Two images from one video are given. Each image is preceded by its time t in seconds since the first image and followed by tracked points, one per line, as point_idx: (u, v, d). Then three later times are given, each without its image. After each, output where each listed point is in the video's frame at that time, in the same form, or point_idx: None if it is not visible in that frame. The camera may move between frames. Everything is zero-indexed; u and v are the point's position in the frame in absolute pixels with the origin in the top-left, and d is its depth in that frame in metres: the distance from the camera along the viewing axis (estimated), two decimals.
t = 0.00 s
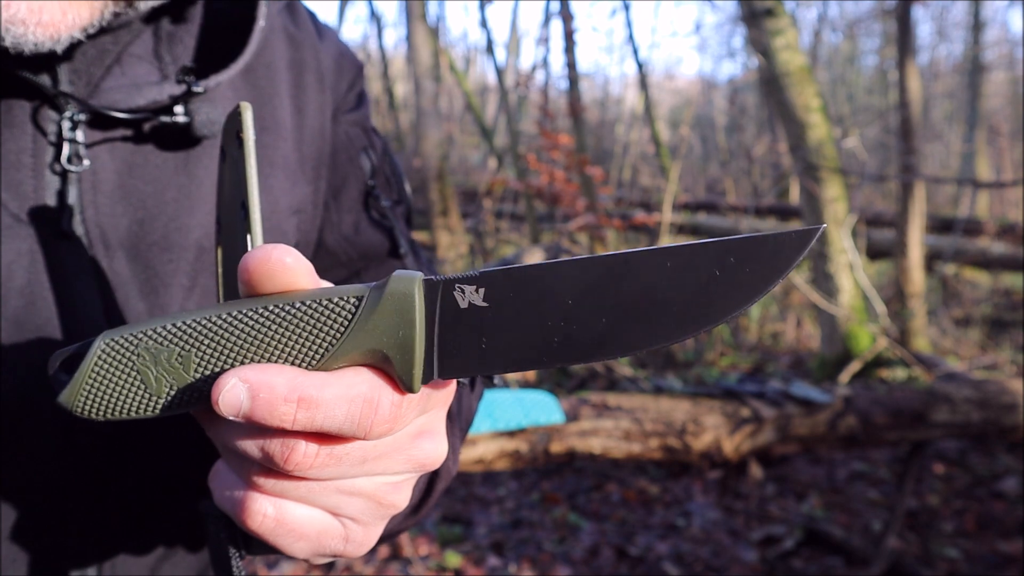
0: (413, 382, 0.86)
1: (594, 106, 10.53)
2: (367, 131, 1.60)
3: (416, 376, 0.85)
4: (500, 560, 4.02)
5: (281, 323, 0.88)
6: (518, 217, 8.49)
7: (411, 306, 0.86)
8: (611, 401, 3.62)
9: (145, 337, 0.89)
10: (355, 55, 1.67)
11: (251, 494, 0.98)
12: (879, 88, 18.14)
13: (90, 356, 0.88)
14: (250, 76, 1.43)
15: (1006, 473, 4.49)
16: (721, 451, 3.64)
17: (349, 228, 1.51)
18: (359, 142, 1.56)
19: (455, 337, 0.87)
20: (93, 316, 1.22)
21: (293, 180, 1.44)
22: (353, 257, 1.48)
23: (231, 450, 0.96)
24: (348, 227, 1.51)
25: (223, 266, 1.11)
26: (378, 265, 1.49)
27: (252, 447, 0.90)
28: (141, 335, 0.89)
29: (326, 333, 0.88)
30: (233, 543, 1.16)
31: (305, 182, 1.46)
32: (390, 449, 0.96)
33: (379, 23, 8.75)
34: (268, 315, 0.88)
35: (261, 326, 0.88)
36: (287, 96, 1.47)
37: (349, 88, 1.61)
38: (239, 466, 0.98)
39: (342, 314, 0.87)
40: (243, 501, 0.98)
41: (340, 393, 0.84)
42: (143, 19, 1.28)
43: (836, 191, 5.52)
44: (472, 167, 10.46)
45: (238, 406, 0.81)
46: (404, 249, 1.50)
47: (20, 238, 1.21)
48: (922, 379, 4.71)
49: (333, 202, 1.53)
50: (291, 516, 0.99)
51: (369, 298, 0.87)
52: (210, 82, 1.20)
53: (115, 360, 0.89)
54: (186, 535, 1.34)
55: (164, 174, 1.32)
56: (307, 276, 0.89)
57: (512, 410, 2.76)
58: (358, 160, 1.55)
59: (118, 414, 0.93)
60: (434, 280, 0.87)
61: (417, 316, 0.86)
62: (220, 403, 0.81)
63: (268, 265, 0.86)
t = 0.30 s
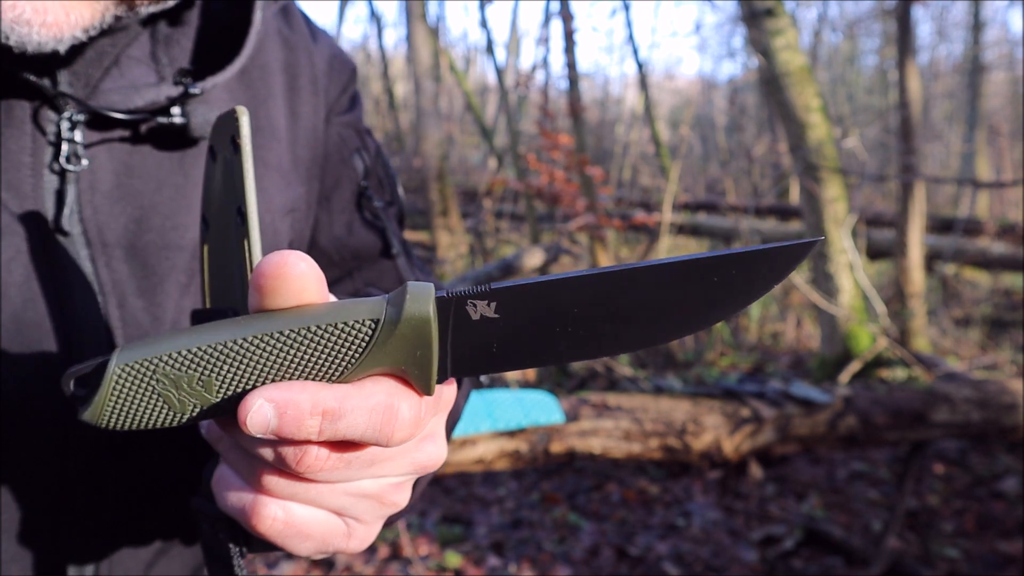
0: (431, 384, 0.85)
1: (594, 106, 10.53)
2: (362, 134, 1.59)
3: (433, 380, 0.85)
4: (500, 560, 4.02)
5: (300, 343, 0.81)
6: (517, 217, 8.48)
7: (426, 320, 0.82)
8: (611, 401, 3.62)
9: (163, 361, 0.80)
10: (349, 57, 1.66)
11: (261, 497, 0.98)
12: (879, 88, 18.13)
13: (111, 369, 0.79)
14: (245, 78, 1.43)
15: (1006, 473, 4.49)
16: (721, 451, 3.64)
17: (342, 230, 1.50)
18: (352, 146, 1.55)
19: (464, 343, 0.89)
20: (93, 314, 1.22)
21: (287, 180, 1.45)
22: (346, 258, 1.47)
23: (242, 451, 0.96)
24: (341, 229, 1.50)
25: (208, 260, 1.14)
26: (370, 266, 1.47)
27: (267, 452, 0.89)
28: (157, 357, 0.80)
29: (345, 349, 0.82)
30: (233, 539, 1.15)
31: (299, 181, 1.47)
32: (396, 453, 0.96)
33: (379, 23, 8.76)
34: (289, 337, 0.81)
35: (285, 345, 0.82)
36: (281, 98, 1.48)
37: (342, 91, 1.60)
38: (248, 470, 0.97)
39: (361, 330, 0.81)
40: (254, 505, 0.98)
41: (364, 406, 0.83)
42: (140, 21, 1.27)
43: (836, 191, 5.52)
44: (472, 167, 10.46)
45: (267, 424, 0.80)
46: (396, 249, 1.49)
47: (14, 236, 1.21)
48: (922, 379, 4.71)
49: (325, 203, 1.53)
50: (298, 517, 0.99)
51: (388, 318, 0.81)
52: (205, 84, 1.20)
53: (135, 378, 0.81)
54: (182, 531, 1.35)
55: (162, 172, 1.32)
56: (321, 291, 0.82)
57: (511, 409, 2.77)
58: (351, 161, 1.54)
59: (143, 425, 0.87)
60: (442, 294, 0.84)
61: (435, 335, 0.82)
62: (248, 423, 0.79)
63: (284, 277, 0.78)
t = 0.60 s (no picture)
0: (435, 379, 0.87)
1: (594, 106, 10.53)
2: (354, 134, 1.61)
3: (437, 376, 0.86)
4: (500, 560, 4.02)
5: (306, 347, 0.81)
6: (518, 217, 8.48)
7: (429, 322, 0.82)
8: (611, 401, 3.63)
9: (174, 368, 0.79)
10: (341, 59, 1.66)
11: (264, 491, 0.98)
12: (879, 88, 18.13)
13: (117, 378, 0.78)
14: (238, 80, 1.41)
15: (1007, 473, 4.49)
16: (721, 451, 3.64)
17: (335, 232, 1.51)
18: (344, 148, 1.56)
19: (468, 340, 0.89)
20: (90, 313, 1.22)
21: (280, 180, 1.44)
22: (337, 256, 1.48)
23: (244, 447, 0.96)
24: (333, 228, 1.52)
25: (206, 257, 1.15)
26: (363, 264, 1.49)
27: (272, 449, 0.89)
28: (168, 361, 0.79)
29: (348, 351, 0.82)
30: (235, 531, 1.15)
31: (295, 180, 1.47)
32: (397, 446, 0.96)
33: (379, 23, 8.76)
34: (296, 340, 0.80)
35: (290, 350, 0.81)
36: (274, 99, 1.47)
37: (335, 93, 1.61)
38: (250, 465, 0.97)
39: (364, 332, 0.81)
40: (256, 500, 0.98)
41: (371, 405, 0.84)
42: (135, 23, 1.27)
43: (836, 191, 5.51)
44: (473, 168, 10.46)
45: (277, 421, 0.81)
46: (388, 248, 1.51)
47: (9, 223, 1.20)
48: (922, 379, 4.71)
49: (316, 204, 1.53)
50: (300, 511, 0.99)
51: (394, 320, 0.81)
52: (200, 84, 1.21)
53: (147, 383, 0.80)
54: (181, 524, 1.36)
55: (156, 172, 1.32)
56: (327, 293, 0.82)
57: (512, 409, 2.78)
58: (343, 161, 1.55)
59: (148, 429, 0.86)
60: (443, 295, 0.83)
61: (438, 336, 0.83)
62: (258, 422, 0.80)
63: (288, 281, 0.78)
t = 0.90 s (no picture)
0: (439, 414, 0.97)
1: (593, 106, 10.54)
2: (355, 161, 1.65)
3: (441, 407, 0.97)
4: (500, 560, 4.04)
5: (330, 360, 0.94)
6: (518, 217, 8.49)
7: (443, 354, 0.96)
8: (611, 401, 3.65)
9: (206, 361, 0.90)
10: (341, 90, 1.72)
11: (268, 494, 1.01)
12: (878, 88, 18.15)
13: (151, 372, 0.87)
14: (246, 107, 1.44)
15: (1005, 473, 4.50)
16: (721, 450, 3.66)
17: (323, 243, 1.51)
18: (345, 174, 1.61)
19: (481, 381, 1.01)
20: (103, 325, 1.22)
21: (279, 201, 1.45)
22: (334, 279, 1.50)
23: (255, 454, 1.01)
24: (330, 252, 1.53)
25: (240, 277, 1.27)
26: (358, 288, 1.52)
27: (283, 458, 0.96)
28: (201, 368, 0.90)
29: (365, 368, 0.95)
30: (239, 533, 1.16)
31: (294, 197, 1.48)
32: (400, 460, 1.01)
33: (379, 24, 8.77)
34: (320, 351, 0.93)
35: (308, 359, 0.93)
36: (280, 115, 1.49)
37: (334, 121, 1.66)
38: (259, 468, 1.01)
39: (384, 355, 0.95)
40: (264, 503, 1.01)
41: (376, 428, 0.93)
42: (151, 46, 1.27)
43: (835, 191, 5.54)
44: (473, 168, 10.48)
45: (288, 422, 0.88)
46: (382, 274, 1.55)
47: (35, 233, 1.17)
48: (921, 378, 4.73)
49: (315, 226, 1.55)
50: (303, 515, 1.02)
51: (409, 344, 0.95)
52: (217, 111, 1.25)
53: (171, 382, 0.89)
54: (183, 537, 1.36)
55: (166, 190, 1.33)
56: (359, 324, 0.95)
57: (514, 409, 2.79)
58: (341, 188, 1.59)
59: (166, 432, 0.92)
60: (464, 335, 0.99)
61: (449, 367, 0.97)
62: (270, 421, 0.88)
63: (324, 308, 0.91)
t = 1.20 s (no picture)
0: (458, 452, 1.03)
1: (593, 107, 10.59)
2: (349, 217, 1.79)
3: (462, 445, 1.03)
4: (501, 559, 4.06)
5: (372, 396, 1.01)
6: (517, 217, 8.53)
7: (462, 402, 1.03)
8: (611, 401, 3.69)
9: (269, 392, 0.97)
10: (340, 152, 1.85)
11: (300, 511, 1.10)
12: (877, 89, 18.21)
13: (217, 406, 0.91)
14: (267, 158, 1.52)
15: (1004, 472, 4.52)
16: (720, 450, 3.71)
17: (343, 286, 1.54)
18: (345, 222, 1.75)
19: (489, 428, 1.05)
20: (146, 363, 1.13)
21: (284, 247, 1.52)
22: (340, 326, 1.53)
23: (290, 477, 1.09)
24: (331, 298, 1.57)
25: (280, 322, 1.24)
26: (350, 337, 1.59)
27: (321, 481, 1.03)
28: (259, 404, 0.96)
29: (399, 409, 1.02)
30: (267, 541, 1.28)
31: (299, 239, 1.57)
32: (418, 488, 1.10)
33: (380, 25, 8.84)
34: (365, 390, 1.01)
35: (354, 398, 1.01)
36: (292, 164, 1.60)
37: (332, 181, 1.78)
38: (295, 488, 1.10)
39: (414, 397, 1.03)
40: (293, 518, 1.10)
41: (403, 460, 1.00)
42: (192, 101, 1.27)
43: (834, 191, 5.59)
44: (473, 169, 10.53)
45: (332, 451, 0.95)
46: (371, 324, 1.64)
47: (89, 271, 1.05)
48: (920, 378, 4.75)
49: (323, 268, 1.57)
50: (329, 532, 1.11)
51: (435, 386, 1.03)
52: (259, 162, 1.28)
53: (231, 415, 0.93)
54: (180, 553, 1.28)
55: (197, 230, 1.29)
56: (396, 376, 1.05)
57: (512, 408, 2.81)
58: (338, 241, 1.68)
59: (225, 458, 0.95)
60: (478, 387, 1.05)
61: (466, 414, 1.03)
62: (319, 446, 0.95)
63: (362, 352, 1.04)
